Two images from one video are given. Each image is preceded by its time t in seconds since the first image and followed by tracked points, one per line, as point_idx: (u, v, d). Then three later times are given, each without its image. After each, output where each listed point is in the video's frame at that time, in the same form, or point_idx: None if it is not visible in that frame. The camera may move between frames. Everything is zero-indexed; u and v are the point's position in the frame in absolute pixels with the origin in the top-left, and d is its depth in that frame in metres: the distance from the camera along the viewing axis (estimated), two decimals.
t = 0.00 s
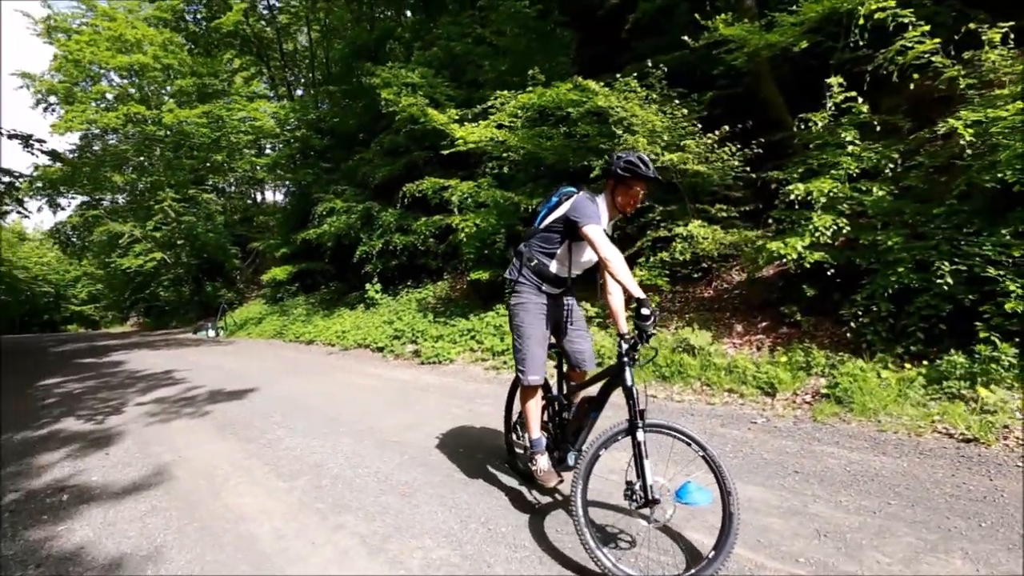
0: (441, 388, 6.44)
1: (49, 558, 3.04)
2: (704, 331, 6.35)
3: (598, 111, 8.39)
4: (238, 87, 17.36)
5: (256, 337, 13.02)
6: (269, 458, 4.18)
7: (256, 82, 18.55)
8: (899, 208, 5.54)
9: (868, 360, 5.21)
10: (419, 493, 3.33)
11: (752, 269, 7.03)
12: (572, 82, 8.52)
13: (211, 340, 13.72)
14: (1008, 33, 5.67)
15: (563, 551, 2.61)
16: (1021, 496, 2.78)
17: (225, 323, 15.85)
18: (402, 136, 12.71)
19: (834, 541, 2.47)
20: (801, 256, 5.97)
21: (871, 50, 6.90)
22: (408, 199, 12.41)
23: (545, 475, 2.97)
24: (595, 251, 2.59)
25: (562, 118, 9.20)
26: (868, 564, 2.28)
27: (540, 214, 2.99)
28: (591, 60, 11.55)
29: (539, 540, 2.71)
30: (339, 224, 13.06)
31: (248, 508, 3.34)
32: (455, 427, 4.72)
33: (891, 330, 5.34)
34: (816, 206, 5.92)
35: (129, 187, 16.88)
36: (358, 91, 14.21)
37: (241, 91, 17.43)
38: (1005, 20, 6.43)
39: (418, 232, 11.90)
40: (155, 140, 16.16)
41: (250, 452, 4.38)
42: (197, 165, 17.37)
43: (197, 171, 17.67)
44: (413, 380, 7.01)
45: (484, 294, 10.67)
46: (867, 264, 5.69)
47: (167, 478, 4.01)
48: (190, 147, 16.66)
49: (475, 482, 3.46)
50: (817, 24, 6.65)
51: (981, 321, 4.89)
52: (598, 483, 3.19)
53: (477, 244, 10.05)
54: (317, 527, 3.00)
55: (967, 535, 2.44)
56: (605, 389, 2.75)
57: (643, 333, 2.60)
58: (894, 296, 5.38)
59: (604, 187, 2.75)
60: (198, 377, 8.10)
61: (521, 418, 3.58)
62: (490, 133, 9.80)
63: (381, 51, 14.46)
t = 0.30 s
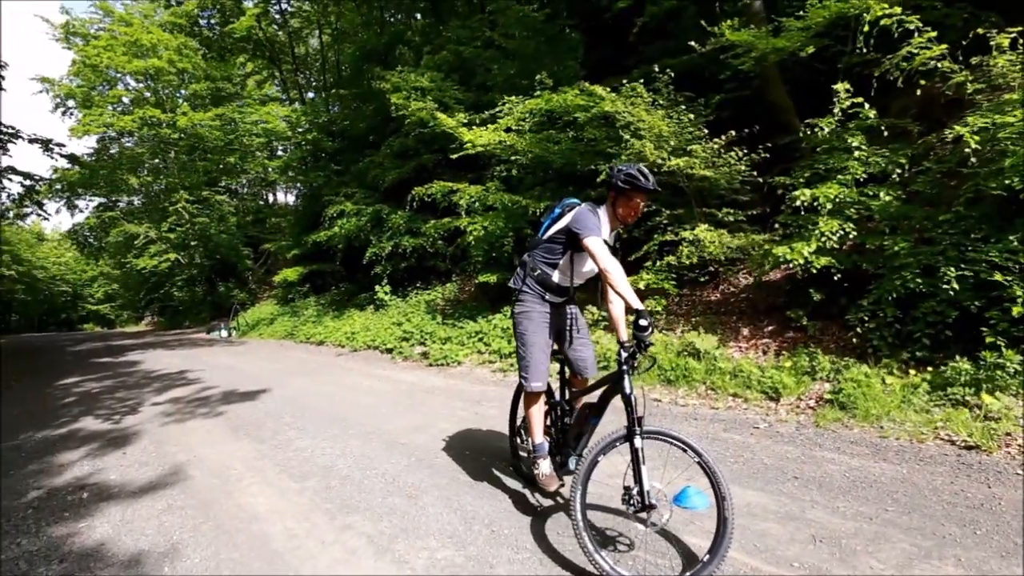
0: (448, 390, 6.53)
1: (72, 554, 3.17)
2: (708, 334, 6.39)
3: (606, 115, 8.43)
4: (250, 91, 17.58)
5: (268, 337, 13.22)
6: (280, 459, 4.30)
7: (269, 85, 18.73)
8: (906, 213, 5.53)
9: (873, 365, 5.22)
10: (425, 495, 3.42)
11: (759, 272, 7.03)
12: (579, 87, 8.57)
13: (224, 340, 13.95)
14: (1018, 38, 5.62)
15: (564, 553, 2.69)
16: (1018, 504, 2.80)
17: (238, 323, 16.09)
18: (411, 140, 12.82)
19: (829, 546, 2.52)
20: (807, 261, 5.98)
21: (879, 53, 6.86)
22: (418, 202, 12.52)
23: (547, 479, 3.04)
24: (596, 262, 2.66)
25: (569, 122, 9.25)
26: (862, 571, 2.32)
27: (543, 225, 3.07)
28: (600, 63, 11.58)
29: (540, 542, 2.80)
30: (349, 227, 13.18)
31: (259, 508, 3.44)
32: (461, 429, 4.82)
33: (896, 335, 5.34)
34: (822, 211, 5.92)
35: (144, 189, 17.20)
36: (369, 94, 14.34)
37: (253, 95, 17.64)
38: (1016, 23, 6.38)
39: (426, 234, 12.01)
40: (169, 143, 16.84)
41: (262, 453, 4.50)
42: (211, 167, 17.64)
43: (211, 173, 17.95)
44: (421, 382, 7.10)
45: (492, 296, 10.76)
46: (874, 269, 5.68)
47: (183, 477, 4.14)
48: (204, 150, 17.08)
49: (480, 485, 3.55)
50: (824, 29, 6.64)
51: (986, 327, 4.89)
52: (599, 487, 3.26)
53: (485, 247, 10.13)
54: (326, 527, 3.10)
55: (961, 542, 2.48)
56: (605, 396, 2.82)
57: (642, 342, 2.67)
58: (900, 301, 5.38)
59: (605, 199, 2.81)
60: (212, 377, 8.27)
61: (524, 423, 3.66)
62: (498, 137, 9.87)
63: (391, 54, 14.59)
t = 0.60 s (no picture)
0: (451, 391, 6.58)
1: (83, 552, 3.23)
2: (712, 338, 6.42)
3: (608, 117, 8.47)
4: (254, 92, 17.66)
5: (272, 338, 13.30)
6: (285, 460, 4.36)
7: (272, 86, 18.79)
8: (906, 216, 5.56)
9: (874, 366, 5.25)
10: (429, 494, 3.47)
11: (760, 274, 7.06)
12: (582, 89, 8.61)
13: (229, 340, 14.03)
14: (1018, 40, 5.63)
15: (565, 551, 2.74)
16: (1013, 505, 2.84)
17: (242, 324, 16.18)
18: (414, 141, 12.86)
19: (827, 545, 2.56)
20: (808, 263, 6.00)
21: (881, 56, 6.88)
22: (420, 203, 12.56)
23: (548, 479, 3.09)
24: (594, 267, 2.72)
25: (572, 123, 9.29)
26: (858, 568, 2.37)
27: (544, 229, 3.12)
28: (602, 64, 11.62)
29: (542, 541, 2.84)
30: (352, 228, 13.23)
31: (265, 507, 3.51)
32: (464, 430, 4.87)
33: (898, 336, 5.36)
34: (823, 213, 5.95)
35: (149, 190, 17.31)
36: (372, 96, 14.40)
37: (257, 96, 17.72)
38: (1017, 25, 6.39)
39: (429, 235, 12.06)
40: (173, 145, 16.80)
41: (268, 453, 4.56)
42: (215, 169, 17.71)
43: (215, 175, 18.03)
44: (424, 382, 7.15)
45: (495, 297, 10.79)
46: (875, 271, 5.71)
47: (191, 477, 4.20)
48: (208, 152, 17.03)
49: (482, 485, 3.60)
50: (825, 31, 6.66)
51: (986, 329, 4.92)
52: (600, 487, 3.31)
53: (488, 248, 10.17)
54: (331, 526, 3.15)
55: (956, 542, 2.52)
56: (604, 398, 2.88)
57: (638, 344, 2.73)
58: (900, 303, 5.41)
59: (604, 203, 2.86)
60: (217, 377, 8.35)
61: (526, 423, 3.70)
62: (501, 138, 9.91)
63: (394, 55, 14.65)
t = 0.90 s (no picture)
0: (441, 389, 6.54)
1: (66, 555, 3.16)
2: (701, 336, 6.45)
3: (598, 116, 8.50)
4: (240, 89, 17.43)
5: (258, 337, 13.12)
6: (275, 459, 4.30)
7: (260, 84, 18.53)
8: (891, 215, 5.65)
9: (860, 363, 5.33)
10: (421, 492, 3.45)
11: (749, 272, 7.12)
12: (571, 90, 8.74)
13: (214, 341, 13.81)
14: (1000, 43, 5.75)
15: (557, 547, 2.74)
16: (997, 496, 2.90)
17: (227, 323, 15.95)
18: (405, 139, 12.77)
19: (819, 537, 2.59)
20: (796, 260, 6.07)
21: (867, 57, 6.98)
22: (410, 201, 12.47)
23: (540, 474, 3.10)
24: (584, 260, 2.72)
25: (563, 122, 9.31)
26: (848, 558, 2.40)
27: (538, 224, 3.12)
28: (592, 64, 11.65)
29: (534, 537, 2.84)
30: (342, 227, 13.07)
31: (252, 505, 3.45)
32: (455, 427, 4.84)
33: (883, 333, 5.44)
34: (811, 211, 6.02)
35: (132, 188, 16.97)
36: (362, 93, 14.30)
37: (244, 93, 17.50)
38: (997, 29, 6.53)
39: (419, 234, 11.99)
40: (158, 142, 16.61)
41: (256, 452, 4.49)
42: (200, 166, 17.40)
43: (200, 173, 17.73)
44: (413, 381, 7.10)
45: (484, 295, 10.75)
46: (861, 269, 5.79)
47: (178, 477, 4.13)
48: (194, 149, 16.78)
49: (475, 482, 3.58)
50: (813, 32, 6.75)
51: (968, 325, 5.01)
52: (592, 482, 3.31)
53: (478, 246, 10.10)
54: (323, 525, 3.12)
55: (944, 532, 2.57)
56: (594, 393, 2.88)
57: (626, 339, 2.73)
58: (885, 300, 5.49)
59: (597, 196, 2.86)
60: (203, 377, 8.22)
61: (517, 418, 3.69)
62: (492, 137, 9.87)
63: (384, 53, 14.54)
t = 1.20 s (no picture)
0: (409, 387, 6.41)
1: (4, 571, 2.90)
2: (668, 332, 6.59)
3: (566, 115, 8.57)
4: (192, 80, 16.49)
5: (212, 339, 12.52)
6: (236, 462, 4.10)
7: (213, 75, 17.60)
8: (844, 214, 5.93)
9: (817, 355, 5.57)
10: (394, 491, 3.35)
11: (711, 270, 7.32)
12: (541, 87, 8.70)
13: (162, 343, 13.08)
14: (941, 55, 6.13)
15: (537, 540, 2.70)
16: (949, 475, 3.07)
17: (177, 325, 15.14)
18: (368, 135, 12.47)
19: (790, 519, 2.67)
20: (757, 258, 6.28)
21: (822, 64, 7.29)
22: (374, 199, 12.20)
23: (517, 468, 3.07)
24: (561, 250, 2.71)
25: (530, 121, 9.34)
26: (820, 538, 2.48)
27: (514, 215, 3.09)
28: (558, 64, 11.73)
29: (514, 532, 2.79)
30: (302, 224, 12.61)
31: (213, 509, 3.27)
32: (425, 425, 4.74)
33: (838, 326, 5.70)
34: (771, 211, 6.24)
35: (71, 182, 15.83)
36: (324, 88, 13.91)
37: (195, 85, 16.63)
38: (938, 43, 6.95)
39: (383, 232, 11.75)
40: (102, 133, 15.28)
41: (215, 456, 4.27)
42: (147, 161, 16.41)
43: (147, 167, 16.75)
44: (380, 380, 6.93)
45: (450, 294, 10.61)
46: (817, 265, 6.05)
47: (129, 485, 3.87)
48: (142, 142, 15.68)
49: (449, 478, 3.51)
50: (772, 39, 7.01)
51: (915, 318, 5.31)
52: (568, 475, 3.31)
53: (444, 244, 9.95)
54: (292, 528, 2.98)
55: (905, 510, 2.69)
56: (570, 384, 2.89)
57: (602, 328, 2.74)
58: (839, 295, 5.75)
59: (574, 186, 2.86)
60: (152, 381, 7.76)
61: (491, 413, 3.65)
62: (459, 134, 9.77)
63: (347, 47, 14.18)
